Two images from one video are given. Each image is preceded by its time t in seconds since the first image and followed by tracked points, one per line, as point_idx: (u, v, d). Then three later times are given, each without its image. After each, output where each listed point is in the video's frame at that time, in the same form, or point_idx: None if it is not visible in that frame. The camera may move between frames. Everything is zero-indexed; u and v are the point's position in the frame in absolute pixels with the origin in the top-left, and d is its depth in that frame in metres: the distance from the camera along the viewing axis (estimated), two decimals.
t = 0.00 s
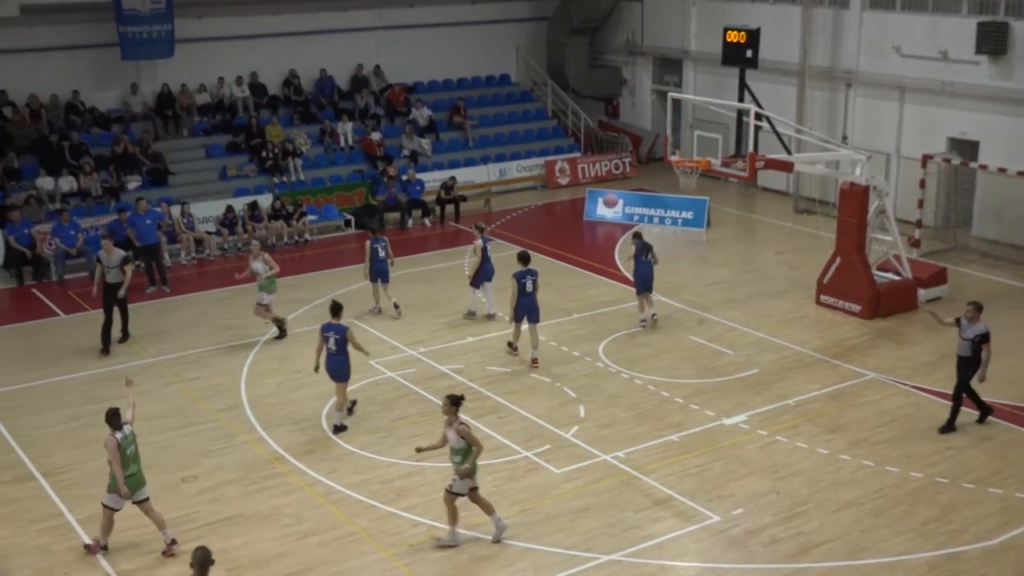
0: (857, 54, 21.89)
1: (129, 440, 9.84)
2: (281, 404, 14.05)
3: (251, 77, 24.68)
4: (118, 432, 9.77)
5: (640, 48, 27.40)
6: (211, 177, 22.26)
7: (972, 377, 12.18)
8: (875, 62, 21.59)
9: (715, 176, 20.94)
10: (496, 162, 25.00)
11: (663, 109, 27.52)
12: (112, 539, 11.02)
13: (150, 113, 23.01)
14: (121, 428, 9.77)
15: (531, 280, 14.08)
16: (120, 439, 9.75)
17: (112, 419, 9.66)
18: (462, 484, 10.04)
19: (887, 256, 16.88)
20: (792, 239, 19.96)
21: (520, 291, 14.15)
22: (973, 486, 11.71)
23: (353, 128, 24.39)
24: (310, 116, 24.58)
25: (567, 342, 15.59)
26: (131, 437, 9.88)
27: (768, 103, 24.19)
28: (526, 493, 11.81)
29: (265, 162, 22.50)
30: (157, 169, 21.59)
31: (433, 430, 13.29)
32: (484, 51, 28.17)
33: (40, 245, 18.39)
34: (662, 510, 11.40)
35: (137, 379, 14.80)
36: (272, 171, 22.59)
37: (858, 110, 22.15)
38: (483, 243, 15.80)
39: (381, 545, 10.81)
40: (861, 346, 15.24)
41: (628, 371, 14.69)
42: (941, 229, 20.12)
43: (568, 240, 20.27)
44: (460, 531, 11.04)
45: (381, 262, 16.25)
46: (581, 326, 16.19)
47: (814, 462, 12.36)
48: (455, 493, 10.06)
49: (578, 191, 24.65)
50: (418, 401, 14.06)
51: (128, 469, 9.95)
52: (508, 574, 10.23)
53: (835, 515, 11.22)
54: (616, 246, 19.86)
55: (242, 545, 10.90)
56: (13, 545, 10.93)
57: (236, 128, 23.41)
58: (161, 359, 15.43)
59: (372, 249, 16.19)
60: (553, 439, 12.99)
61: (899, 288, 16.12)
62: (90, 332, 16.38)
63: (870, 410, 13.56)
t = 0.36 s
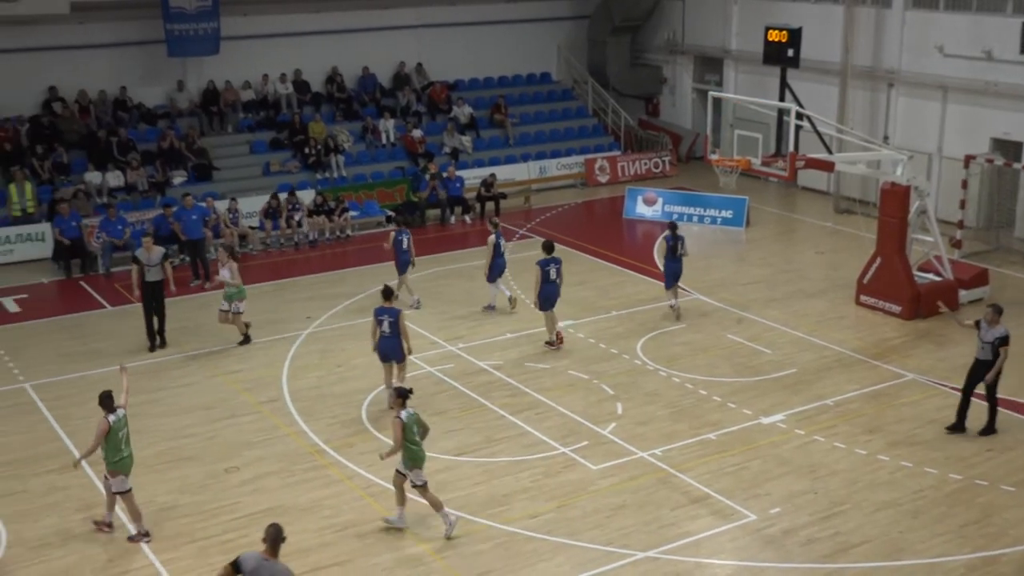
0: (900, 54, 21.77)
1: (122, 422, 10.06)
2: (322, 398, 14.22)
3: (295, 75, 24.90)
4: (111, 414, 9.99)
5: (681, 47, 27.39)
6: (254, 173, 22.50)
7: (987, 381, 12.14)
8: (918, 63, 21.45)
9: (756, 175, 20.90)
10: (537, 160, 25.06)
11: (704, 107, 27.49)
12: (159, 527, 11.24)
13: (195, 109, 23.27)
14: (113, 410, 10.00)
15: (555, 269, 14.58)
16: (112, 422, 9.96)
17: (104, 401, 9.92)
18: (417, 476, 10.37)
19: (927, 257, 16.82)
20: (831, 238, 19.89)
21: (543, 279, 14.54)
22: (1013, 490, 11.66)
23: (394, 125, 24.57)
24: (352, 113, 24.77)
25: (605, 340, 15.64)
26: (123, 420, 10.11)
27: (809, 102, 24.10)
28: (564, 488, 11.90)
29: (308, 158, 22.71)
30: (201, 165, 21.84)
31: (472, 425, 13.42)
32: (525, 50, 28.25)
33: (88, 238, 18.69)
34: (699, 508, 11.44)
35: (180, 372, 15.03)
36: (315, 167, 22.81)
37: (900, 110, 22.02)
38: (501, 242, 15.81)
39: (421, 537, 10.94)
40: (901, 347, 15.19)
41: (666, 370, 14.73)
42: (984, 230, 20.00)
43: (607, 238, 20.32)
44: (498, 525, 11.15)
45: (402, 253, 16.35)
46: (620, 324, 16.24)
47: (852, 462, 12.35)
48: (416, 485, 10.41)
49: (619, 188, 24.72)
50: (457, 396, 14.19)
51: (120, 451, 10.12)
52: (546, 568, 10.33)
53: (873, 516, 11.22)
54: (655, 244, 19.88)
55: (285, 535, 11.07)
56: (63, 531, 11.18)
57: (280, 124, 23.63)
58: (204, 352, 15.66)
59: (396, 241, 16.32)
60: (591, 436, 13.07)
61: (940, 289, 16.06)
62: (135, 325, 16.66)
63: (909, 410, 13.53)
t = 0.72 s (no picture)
0: (948, 60, 20.96)
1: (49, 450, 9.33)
2: (334, 422, 13.46)
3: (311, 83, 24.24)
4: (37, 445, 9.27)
5: (717, 52, 26.61)
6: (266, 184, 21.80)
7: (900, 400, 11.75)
8: (969, 68, 20.65)
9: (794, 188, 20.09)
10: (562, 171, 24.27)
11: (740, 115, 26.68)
12: (156, 559, 10.48)
13: (205, 118, 22.61)
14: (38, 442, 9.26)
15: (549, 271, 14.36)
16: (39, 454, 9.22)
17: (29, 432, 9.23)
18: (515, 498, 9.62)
19: (977, 275, 15.94)
20: (869, 255, 19.06)
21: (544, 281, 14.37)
22: None
23: (413, 135, 23.85)
24: (369, 122, 24.06)
25: (633, 362, 14.84)
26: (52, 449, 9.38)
27: (851, 110, 23.29)
28: (589, 520, 11.09)
29: (323, 169, 22.00)
30: (209, 176, 21.18)
31: (493, 452, 12.62)
32: (549, 58, 27.53)
33: (91, 253, 18.04)
34: (736, 542, 10.62)
35: (185, 393, 14.29)
36: (330, 179, 22.09)
37: (949, 119, 21.18)
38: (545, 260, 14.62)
39: (435, 572, 10.15)
40: (946, 370, 14.34)
41: (698, 393, 13.92)
42: None
43: (636, 254, 19.51)
44: (518, 559, 10.35)
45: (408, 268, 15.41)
46: (649, 345, 15.43)
47: (896, 493, 11.51)
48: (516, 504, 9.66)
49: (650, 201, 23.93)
50: (477, 421, 13.39)
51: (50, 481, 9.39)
52: None
53: (919, 550, 10.38)
54: (687, 261, 19.06)
55: (289, 569, 10.29)
56: (55, 563, 10.45)
57: (293, 134, 22.94)
58: (211, 372, 14.92)
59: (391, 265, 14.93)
60: (618, 463, 12.27)
61: (990, 309, 15.19)
62: (140, 343, 15.95)
63: (956, 438, 12.68)
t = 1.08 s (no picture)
0: (909, 59, 21.12)
1: None
2: (300, 424, 13.40)
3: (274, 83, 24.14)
4: None
5: (679, 52, 26.70)
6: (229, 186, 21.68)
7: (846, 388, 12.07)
8: (928, 67, 20.82)
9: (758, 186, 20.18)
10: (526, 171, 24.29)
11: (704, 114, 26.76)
12: (120, 565, 10.39)
13: (167, 119, 22.47)
14: None
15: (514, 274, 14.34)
16: None
17: None
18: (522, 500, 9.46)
19: (938, 272, 16.08)
20: (834, 252, 19.20)
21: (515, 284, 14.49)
22: None
23: (376, 136, 23.78)
24: (333, 123, 23.98)
25: (599, 362, 14.87)
26: None
27: (813, 109, 23.42)
28: (556, 519, 11.10)
29: (286, 171, 21.90)
30: (172, 177, 21.04)
31: (459, 453, 12.61)
32: (514, 57, 27.53)
33: (51, 256, 17.86)
34: (702, 539, 10.67)
35: (149, 397, 14.18)
36: (293, 180, 22.01)
37: (909, 117, 21.35)
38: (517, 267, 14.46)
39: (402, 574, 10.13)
40: (909, 366, 14.46)
41: (663, 392, 13.96)
42: (993, 242, 19.35)
43: (600, 254, 19.53)
44: (486, 559, 10.35)
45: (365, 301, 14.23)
46: (614, 344, 15.47)
47: (861, 488, 11.59)
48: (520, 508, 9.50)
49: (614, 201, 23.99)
50: (442, 422, 13.38)
51: None
52: None
53: (882, 545, 10.46)
54: (651, 260, 19.11)
55: (255, 573, 10.24)
56: (17, 570, 10.33)
57: (257, 135, 22.83)
58: (175, 375, 14.82)
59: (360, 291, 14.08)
60: (585, 463, 12.28)
61: (951, 305, 15.33)
62: (103, 347, 15.81)
63: (919, 433, 12.79)
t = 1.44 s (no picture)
0: (870, 59, 21.28)
1: None
2: (265, 427, 13.33)
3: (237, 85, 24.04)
4: None
5: (643, 53, 26.78)
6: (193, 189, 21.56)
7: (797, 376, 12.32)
8: (889, 66, 20.98)
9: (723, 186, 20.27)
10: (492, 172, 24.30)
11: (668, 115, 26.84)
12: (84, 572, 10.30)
13: (129, 122, 22.33)
14: None
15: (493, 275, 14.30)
16: None
17: None
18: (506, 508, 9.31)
19: (901, 269, 16.21)
20: (799, 251, 19.31)
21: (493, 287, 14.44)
22: (992, 511, 11.03)
23: (341, 138, 23.70)
24: (297, 125, 23.89)
25: (566, 362, 14.89)
26: None
27: (776, 109, 23.55)
28: (523, 520, 11.10)
29: (250, 173, 21.81)
30: (135, 181, 20.90)
31: (425, 455, 12.58)
32: (480, 58, 27.51)
33: (12, 261, 17.69)
34: (668, 538, 10.70)
35: (113, 403, 14.06)
36: (257, 183, 21.92)
37: (871, 116, 21.51)
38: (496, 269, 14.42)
39: None
40: (874, 364, 14.57)
41: (629, 392, 14.00)
42: (956, 241, 19.54)
43: (566, 254, 19.56)
44: (453, 561, 10.34)
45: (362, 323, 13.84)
46: (580, 344, 15.49)
47: (826, 485, 11.66)
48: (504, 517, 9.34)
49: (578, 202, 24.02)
50: (408, 424, 13.35)
51: None
52: None
53: (847, 542, 10.53)
54: (617, 260, 19.16)
55: None
56: None
57: (220, 138, 22.73)
58: (140, 380, 14.70)
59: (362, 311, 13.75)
60: (552, 463, 12.29)
61: (914, 302, 15.47)
62: (66, 352, 15.67)
63: (883, 430, 12.88)
